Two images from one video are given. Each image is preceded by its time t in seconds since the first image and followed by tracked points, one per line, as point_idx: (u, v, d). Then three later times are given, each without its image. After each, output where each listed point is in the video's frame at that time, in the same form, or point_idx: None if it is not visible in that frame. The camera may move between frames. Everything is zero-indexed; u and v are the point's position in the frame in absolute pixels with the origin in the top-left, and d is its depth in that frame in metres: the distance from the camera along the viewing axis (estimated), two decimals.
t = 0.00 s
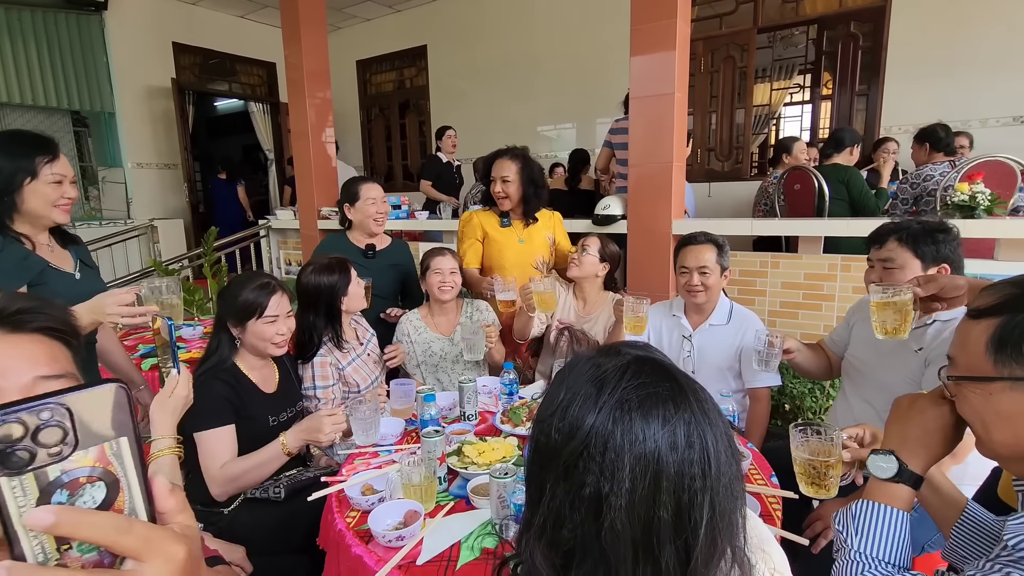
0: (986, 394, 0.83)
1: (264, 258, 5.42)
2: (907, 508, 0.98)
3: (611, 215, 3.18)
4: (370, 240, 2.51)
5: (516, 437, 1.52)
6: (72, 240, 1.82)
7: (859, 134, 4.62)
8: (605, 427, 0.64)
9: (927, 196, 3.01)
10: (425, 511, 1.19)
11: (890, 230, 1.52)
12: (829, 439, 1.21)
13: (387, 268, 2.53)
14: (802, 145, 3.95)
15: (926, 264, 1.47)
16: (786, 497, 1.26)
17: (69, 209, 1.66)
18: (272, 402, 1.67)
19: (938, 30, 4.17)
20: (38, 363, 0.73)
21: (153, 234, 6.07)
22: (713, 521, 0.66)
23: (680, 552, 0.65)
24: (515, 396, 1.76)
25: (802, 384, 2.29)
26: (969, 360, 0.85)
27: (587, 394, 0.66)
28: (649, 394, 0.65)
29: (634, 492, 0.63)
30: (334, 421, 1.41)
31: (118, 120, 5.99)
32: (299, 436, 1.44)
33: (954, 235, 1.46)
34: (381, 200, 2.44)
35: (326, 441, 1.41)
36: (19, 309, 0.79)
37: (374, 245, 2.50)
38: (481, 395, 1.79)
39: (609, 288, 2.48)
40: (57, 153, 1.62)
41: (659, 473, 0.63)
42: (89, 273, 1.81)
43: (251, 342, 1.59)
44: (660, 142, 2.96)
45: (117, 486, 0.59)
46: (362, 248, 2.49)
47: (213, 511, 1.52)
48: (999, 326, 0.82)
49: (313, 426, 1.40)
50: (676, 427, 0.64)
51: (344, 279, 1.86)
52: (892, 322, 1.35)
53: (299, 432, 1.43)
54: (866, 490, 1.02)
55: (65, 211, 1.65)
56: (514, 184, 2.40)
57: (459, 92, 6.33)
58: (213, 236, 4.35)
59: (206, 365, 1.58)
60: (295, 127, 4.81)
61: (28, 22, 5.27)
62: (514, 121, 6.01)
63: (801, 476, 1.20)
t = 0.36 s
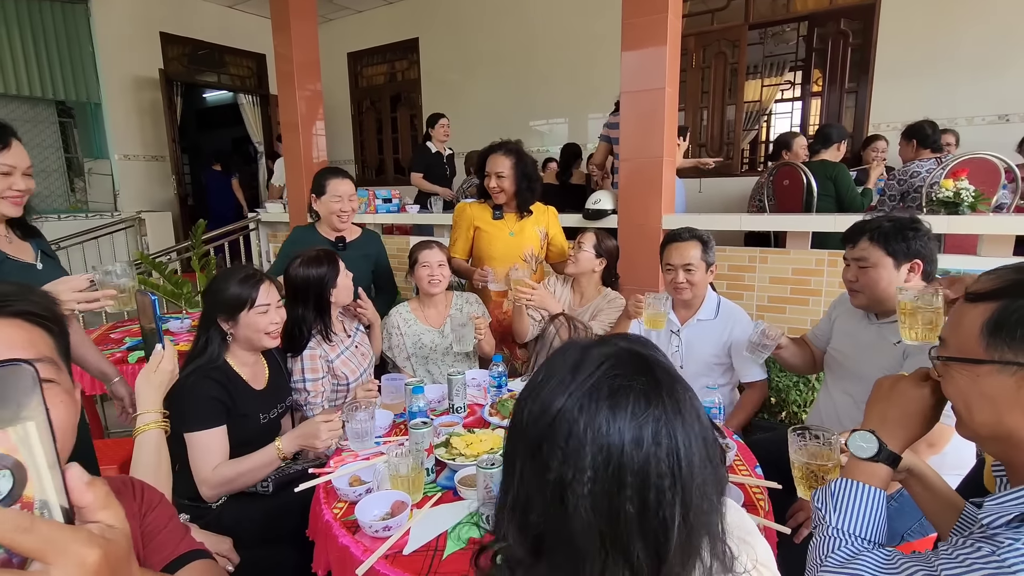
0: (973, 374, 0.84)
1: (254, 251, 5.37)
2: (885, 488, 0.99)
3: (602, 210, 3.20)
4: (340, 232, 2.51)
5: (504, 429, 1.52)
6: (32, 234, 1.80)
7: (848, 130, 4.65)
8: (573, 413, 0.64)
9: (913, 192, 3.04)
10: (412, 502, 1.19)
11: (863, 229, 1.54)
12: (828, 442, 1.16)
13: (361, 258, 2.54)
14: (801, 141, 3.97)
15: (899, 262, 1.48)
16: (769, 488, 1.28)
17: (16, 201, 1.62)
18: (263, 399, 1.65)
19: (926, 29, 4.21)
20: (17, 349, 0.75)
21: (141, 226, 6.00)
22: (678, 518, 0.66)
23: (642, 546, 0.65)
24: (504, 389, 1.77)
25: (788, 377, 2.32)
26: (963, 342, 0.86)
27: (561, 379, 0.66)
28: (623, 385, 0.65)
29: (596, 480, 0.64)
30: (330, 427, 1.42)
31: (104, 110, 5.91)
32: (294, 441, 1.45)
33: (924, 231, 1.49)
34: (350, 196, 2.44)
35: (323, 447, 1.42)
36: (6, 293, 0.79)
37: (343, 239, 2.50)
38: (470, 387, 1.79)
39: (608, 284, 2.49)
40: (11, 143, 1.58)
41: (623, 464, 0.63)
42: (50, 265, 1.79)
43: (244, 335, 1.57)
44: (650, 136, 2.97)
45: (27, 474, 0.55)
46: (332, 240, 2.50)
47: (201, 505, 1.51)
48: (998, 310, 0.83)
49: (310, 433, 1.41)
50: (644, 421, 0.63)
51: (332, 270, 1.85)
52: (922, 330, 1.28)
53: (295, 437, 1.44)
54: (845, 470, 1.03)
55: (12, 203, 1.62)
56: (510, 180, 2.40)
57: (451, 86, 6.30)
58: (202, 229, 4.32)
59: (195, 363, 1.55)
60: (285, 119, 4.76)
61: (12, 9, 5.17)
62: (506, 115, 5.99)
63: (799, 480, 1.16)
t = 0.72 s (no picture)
0: (960, 354, 0.83)
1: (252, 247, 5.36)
2: (866, 491, 0.99)
3: (599, 205, 3.18)
4: (321, 229, 2.49)
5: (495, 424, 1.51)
6: None
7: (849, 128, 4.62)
8: (503, 365, 0.69)
9: (912, 188, 3.02)
10: (397, 497, 1.19)
11: (855, 225, 1.53)
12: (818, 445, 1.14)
13: (346, 253, 2.54)
14: (810, 138, 3.92)
15: (892, 257, 1.47)
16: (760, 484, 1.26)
17: None
18: (257, 397, 1.64)
19: (927, 26, 4.17)
20: None
21: (140, 222, 6.00)
22: (552, 506, 0.63)
23: (511, 515, 0.65)
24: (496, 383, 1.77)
25: (783, 374, 2.31)
26: (955, 322, 0.84)
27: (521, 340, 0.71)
28: (551, 355, 0.65)
29: (490, 433, 0.67)
30: (324, 421, 1.41)
31: (104, 106, 5.90)
32: (288, 437, 1.43)
33: (917, 226, 1.47)
34: (332, 195, 2.43)
35: (316, 442, 1.40)
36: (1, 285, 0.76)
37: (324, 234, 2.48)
38: (461, 381, 1.77)
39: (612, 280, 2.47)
40: None
41: (511, 426, 0.64)
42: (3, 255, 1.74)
43: (231, 333, 1.56)
44: (648, 131, 2.94)
45: None
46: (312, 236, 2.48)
47: (191, 500, 1.51)
48: (993, 291, 0.82)
49: (303, 426, 1.40)
50: (542, 393, 0.63)
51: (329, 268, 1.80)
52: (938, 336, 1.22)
53: (288, 433, 1.42)
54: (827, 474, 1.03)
55: None
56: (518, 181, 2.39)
57: (451, 82, 6.27)
58: (199, 224, 4.31)
59: (188, 359, 1.54)
60: (283, 114, 4.75)
61: (11, 5, 5.17)
62: (506, 111, 5.97)
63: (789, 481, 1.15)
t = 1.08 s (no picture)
0: (949, 355, 0.81)
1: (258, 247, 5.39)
2: (852, 532, 0.97)
3: (601, 206, 3.16)
4: (318, 230, 2.50)
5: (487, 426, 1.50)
6: None
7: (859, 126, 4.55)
8: (476, 385, 0.65)
9: (921, 187, 2.97)
10: (383, 499, 1.18)
11: (854, 227, 1.49)
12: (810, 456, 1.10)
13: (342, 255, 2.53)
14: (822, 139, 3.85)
15: (895, 260, 1.44)
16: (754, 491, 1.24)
17: None
18: (252, 398, 1.64)
19: (938, 23, 4.11)
20: None
21: (150, 222, 6.06)
22: (532, 531, 0.60)
23: (489, 540, 0.62)
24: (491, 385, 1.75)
25: (786, 377, 2.28)
26: (947, 321, 0.81)
27: (492, 356, 0.67)
28: (528, 373, 0.62)
29: (465, 457, 0.63)
30: (315, 421, 1.41)
31: (115, 107, 5.97)
32: (279, 436, 1.43)
33: (920, 228, 1.43)
34: (329, 198, 2.43)
35: (306, 441, 1.40)
36: None
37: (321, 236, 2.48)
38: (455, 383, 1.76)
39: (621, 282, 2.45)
40: None
41: (488, 449, 0.61)
42: None
43: (217, 334, 1.56)
44: (651, 130, 2.91)
45: None
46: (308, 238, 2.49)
47: (183, 500, 1.51)
48: (985, 292, 0.78)
49: (294, 425, 1.40)
50: (518, 415, 0.60)
51: (323, 268, 1.79)
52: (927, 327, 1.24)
53: (279, 431, 1.42)
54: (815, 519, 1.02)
55: None
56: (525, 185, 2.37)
57: (457, 81, 6.27)
58: (206, 224, 4.33)
59: (180, 360, 1.54)
60: (289, 114, 4.76)
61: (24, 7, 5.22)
62: (511, 111, 5.96)
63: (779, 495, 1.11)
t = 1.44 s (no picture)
0: (946, 365, 0.80)
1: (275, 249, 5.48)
2: None
3: (610, 209, 3.17)
4: (343, 233, 2.55)
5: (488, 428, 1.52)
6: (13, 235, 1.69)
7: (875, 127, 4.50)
8: (517, 414, 0.59)
9: (936, 189, 2.92)
10: (384, 497, 1.21)
11: (858, 231, 1.49)
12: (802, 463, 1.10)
13: (357, 261, 2.56)
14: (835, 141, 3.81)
15: (897, 265, 1.43)
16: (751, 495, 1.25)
17: None
18: (259, 394, 1.68)
19: (958, 21, 4.04)
20: None
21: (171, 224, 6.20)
22: (630, 529, 0.59)
23: (587, 561, 0.59)
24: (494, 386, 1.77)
25: (795, 381, 2.27)
26: (944, 330, 0.81)
27: (508, 379, 0.62)
28: (576, 381, 0.60)
29: (536, 487, 0.58)
30: (320, 419, 1.46)
31: (138, 112, 6.13)
32: (285, 431, 1.48)
33: (924, 233, 1.44)
34: (352, 203, 2.47)
35: (311, 438, 1.45)
36: None
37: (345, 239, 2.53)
38: (460, 385, 1.79)
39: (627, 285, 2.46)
40: None
41: (567, 470, 0.57)
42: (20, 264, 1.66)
43: (223, 331, 1.63)
44: (660, 133, 2.92)
45: None
46: (333, 239, 2.53)
47: (196, 493, 1.56)
48: (990, 302, 0.77)
49: (301, 421, 1.45)
50: (590, 425, 0.58)
51: (327, 269, 1.85)
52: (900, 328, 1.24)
53: (286, 425, 1.47)
54: None
55: None
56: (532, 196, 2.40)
57: (471, 84, 6.31)
58: (224, 227, 4.43)
59: (191, 358, 1.59)
60: (305, 119, 4.85)
61: (53, 17, 5.39)
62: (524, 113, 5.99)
63: (774, 501, 1.10)
